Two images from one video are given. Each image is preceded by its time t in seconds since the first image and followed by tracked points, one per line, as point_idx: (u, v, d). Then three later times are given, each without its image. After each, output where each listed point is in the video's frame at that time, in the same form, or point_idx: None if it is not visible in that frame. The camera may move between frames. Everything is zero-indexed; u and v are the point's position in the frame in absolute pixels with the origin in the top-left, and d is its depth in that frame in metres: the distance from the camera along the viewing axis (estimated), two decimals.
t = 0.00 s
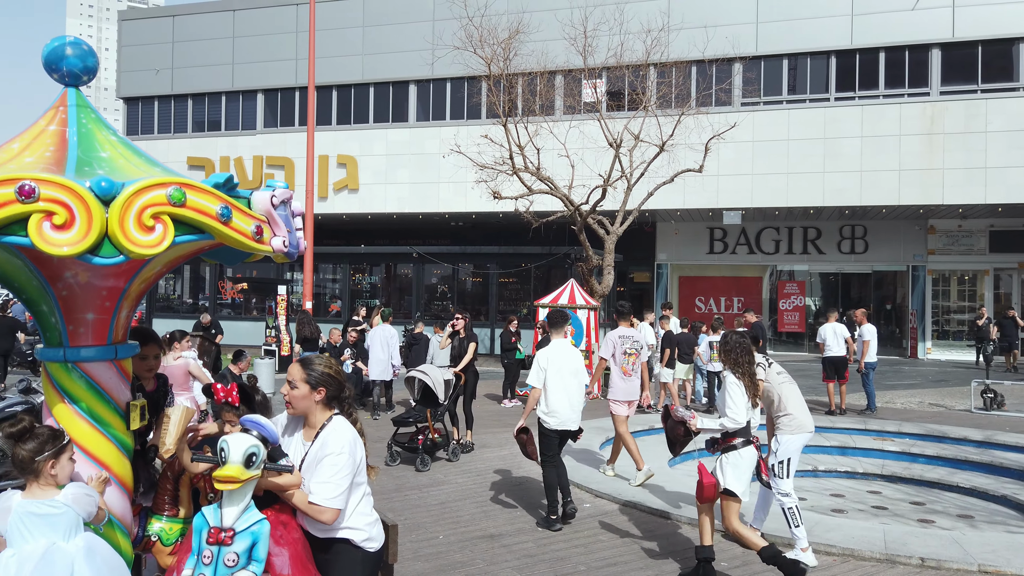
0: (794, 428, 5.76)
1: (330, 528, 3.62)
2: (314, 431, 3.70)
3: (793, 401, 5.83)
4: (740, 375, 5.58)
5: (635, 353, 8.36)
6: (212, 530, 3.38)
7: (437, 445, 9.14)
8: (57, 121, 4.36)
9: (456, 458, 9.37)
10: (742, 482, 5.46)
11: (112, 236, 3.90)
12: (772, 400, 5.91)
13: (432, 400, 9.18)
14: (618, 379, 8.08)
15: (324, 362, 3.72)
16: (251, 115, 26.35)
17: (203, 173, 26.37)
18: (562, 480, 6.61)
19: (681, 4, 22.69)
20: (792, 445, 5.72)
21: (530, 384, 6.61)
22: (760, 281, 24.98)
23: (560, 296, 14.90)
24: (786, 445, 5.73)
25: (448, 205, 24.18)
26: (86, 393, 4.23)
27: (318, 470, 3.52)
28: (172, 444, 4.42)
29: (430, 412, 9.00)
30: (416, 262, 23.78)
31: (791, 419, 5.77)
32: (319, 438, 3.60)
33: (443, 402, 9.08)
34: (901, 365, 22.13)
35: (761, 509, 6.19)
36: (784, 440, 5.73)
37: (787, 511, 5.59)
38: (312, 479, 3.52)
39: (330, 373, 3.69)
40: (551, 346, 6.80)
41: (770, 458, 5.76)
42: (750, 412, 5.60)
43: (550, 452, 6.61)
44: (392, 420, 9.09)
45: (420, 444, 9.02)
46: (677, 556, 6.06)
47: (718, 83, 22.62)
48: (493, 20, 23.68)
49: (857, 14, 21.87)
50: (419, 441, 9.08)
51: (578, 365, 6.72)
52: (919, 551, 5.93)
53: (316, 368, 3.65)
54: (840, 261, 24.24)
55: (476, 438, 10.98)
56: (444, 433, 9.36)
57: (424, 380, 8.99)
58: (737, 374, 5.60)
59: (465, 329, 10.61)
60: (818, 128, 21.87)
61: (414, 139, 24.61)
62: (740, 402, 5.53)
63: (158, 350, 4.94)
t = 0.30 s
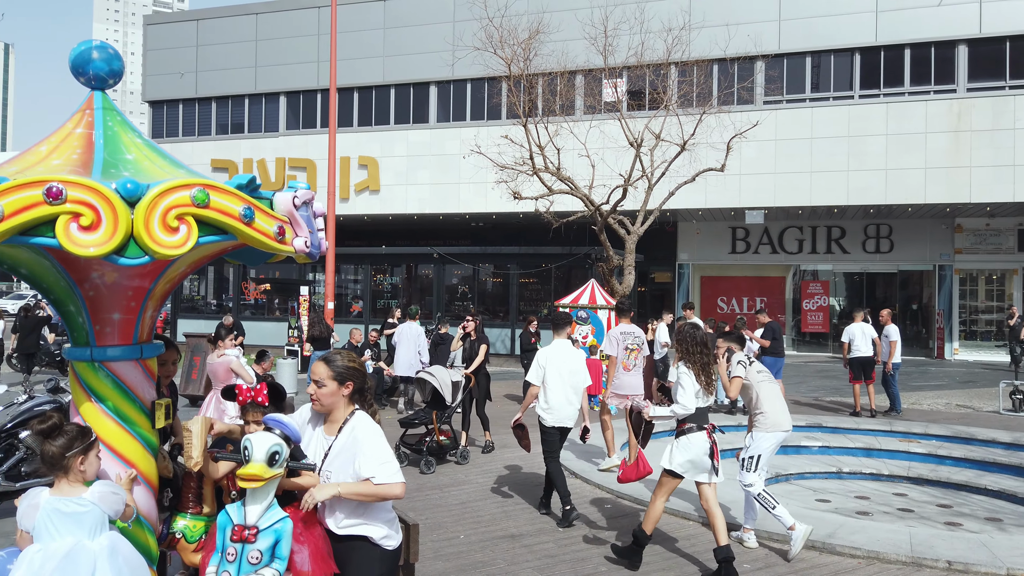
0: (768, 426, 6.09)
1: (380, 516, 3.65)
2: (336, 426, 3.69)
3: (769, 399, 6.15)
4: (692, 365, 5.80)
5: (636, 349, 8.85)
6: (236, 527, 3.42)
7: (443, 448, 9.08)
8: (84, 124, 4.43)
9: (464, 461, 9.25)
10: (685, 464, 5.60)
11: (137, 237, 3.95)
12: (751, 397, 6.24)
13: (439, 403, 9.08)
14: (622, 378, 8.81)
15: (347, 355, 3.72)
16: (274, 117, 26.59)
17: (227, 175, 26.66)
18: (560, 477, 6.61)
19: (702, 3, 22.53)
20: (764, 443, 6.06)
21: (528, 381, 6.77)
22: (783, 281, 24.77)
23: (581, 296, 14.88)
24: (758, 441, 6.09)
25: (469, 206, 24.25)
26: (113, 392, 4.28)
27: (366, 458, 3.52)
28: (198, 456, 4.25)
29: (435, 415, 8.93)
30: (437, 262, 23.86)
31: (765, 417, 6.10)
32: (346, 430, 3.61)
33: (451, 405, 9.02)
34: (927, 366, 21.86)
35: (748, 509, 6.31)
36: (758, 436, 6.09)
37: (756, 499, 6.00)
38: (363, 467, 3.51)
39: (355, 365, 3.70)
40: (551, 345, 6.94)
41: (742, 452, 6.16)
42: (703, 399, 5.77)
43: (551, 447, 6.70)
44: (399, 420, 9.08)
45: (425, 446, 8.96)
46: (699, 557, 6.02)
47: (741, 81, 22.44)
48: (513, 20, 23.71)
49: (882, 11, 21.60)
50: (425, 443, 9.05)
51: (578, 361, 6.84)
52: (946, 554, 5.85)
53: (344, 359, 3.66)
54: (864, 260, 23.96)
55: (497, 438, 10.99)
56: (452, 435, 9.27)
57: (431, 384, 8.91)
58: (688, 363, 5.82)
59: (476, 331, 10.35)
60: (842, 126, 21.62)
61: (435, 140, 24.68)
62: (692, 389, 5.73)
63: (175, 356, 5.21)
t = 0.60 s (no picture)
0: (751, 418, 6.37)
1: (381, 516, 3.65)
2: (359, 425, 3.70)
3: (751, 389, 6.39)
4: (648, 361, 6.25)
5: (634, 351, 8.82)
6: (259, 526, 3.43)
7: (450, 450, 9.16)
8: (108, 127, 4.49)
9: (473, 462, 9.15)
10: (650, 459, 5.83)
11: (160, 238, 4.00)
12: (736, 389, 6.48)
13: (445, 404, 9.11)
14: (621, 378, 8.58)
15: (367, 356, 3.70)
16: (295, 119, 26.81)
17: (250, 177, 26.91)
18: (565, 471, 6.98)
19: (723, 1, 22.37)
20: (742, 432, 6.40)
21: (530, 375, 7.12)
22: (806, 281, 24.54)
23: (601, 296, 14.85)
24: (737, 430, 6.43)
25: (489, 206, 24.28)
26: (137, 391, 4.34)
27: (376, 455, 3.58)
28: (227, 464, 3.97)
29: (441, 417, 8.96)
30: (457, 263, 23.91)
31: (747, 408, 6.36)
32: (370, 428, 3.63)
33: (457, 407, 9.08)
34: (954, 367, 21.57)
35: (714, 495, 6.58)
36: (738, 426, 6.43)
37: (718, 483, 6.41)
38: (370, 463, 3.58)
39: (375, 365, 3.68)
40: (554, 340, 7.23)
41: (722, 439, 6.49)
42: (660, 393, 6.12)
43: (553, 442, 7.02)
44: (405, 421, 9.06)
45: (431, 448, 9.00)
46: (720, 558, 5.98)
47: (762, 80, 22.26)
48: (532, 20, 23.72)
49: (906, 7, 21.33)
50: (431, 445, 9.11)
51: (581, 356, 7.00)
52: (974, 558, 5.76)
53: (362, 361, 3.66)
54: (889, 260, 23.66)
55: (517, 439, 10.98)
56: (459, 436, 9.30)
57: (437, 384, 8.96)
58: (648, 362, 6.28)
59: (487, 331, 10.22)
60: (866, 124, 21.37)
61: (455, 140, 24.74)
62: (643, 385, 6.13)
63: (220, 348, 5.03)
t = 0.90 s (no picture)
0: (724, 415, 6.61)
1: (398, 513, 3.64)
2: (379, 424, 3.71)
3: (729, 389, 6.60)
4: (619, 360, 6.49)
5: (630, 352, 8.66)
6: (279, 524, 3.48)
7: (455, 451, 9.02)
8: (131, 130, 4.56)
9: (479, 464, 9.03)
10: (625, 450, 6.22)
11: (182, 239, 4.05)
12: (712, 388, 6.73)
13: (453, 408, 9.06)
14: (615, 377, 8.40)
15: (387, 355, 3.72)
16: (317, 122, 27.02)
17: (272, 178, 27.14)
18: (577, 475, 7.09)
19: None
20: (717, 428, 6.60)
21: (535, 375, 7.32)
22: (830, 281, 24.30)
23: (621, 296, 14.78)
24: (713, 426, 6.61)
25: (509, 207, 24.31)
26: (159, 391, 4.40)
27: (394, 452, 3.58)
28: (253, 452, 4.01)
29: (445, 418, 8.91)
30: (477, 263, 23.94)
31: (721, 407, 6.61)
32: (388, 427, 3.64)
33: (463, 408, 9.06)
34: (981, 368, 21.23)
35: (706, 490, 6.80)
36: (714, 423, 6.62)
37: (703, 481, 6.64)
38: (390, 460, 3.58)
39: (395, 364, 3.69)
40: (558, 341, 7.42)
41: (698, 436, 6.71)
42: (624, 391, 6.40)
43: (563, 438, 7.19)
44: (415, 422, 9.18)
45: (435, 449, 8.93)
46: (741, 560, 5.94)
47: (784, 78, 22.06)
48: (552, 21, 23.70)
49: (931, 3, 21.04)
50: (436, 446, 9.04)
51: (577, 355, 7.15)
52: (1001, 562, 5.66)
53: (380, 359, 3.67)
54: (914, 259, 23.35)
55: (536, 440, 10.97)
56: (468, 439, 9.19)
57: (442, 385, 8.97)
58: (618, 359, 6.51)
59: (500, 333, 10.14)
60: (890, 122, 21.11)
61: (475, 141, 24.78)
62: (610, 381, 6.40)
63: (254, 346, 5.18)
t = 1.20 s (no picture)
0: (712, 406, 6.86)
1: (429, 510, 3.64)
2: (410, 420, 3.72)
3: (718, 380, 6.85)
4: (609, 352, 6.67)
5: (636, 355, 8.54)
6: (298, 522, 3.48)
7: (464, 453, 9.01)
8: (154, 133, 4.64)
9: (488, 466, 8.95)
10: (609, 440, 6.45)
11: (203, 241, 4.10)
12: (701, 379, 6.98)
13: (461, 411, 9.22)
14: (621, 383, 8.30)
15: (420, 353, 3.76)
16: (339, 124, 27.22)
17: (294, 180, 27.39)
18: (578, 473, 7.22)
19: None
20: (714, 422, 6.81)
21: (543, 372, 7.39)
22: (854, 281, 24.04)
23: (641, 297, 14.71)
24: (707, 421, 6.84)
25: (530, 208, 24.32)
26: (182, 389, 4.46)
27: (427, 448, 3.59)
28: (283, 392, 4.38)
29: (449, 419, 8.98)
30: (497, 264, 23.95)
31: (710, 398, 6.86)
32: (420, 424, 3.65)
33: (471, 409, 9.12)
34: (1010, 369, 20.86)
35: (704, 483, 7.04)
36: (708, 416, 6.85)
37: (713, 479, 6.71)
38: (423, 456, 3.59)
39: (428, 362, 3.73)
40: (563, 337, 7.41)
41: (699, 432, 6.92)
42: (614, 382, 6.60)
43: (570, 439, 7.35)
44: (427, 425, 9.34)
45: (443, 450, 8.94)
46: (762, 562, 5.89)
47: (807, 76, 21.84)
48: (572, 21, 23.67)
49: None
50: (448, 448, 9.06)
51: (574, 349, 7.07)
52: None
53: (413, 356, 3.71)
54: (940, 259, 23.04)
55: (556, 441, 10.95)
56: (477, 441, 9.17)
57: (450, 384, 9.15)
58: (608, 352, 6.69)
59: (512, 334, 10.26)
60: (916, 120, 20.84)
61: (495, 142, 24.82)
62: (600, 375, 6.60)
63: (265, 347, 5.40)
